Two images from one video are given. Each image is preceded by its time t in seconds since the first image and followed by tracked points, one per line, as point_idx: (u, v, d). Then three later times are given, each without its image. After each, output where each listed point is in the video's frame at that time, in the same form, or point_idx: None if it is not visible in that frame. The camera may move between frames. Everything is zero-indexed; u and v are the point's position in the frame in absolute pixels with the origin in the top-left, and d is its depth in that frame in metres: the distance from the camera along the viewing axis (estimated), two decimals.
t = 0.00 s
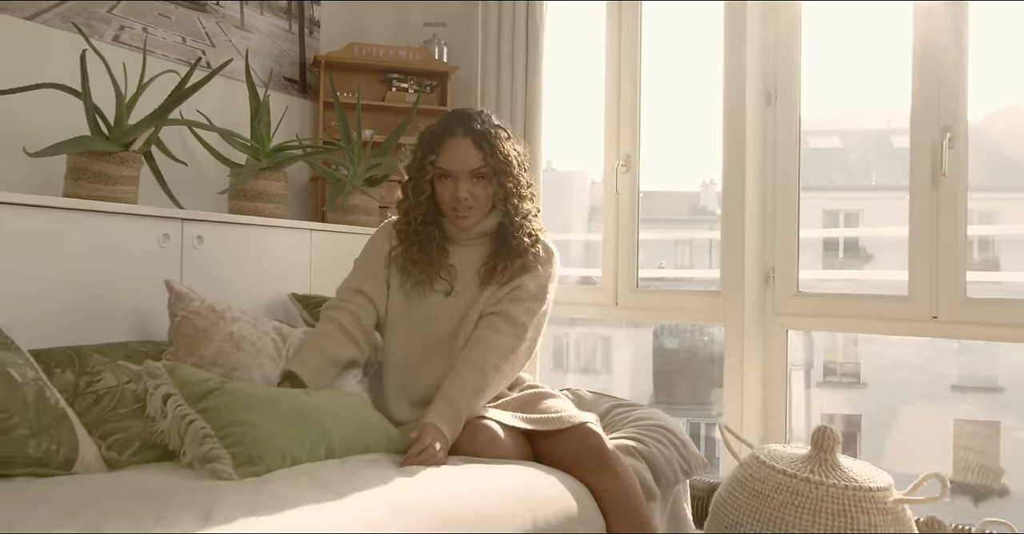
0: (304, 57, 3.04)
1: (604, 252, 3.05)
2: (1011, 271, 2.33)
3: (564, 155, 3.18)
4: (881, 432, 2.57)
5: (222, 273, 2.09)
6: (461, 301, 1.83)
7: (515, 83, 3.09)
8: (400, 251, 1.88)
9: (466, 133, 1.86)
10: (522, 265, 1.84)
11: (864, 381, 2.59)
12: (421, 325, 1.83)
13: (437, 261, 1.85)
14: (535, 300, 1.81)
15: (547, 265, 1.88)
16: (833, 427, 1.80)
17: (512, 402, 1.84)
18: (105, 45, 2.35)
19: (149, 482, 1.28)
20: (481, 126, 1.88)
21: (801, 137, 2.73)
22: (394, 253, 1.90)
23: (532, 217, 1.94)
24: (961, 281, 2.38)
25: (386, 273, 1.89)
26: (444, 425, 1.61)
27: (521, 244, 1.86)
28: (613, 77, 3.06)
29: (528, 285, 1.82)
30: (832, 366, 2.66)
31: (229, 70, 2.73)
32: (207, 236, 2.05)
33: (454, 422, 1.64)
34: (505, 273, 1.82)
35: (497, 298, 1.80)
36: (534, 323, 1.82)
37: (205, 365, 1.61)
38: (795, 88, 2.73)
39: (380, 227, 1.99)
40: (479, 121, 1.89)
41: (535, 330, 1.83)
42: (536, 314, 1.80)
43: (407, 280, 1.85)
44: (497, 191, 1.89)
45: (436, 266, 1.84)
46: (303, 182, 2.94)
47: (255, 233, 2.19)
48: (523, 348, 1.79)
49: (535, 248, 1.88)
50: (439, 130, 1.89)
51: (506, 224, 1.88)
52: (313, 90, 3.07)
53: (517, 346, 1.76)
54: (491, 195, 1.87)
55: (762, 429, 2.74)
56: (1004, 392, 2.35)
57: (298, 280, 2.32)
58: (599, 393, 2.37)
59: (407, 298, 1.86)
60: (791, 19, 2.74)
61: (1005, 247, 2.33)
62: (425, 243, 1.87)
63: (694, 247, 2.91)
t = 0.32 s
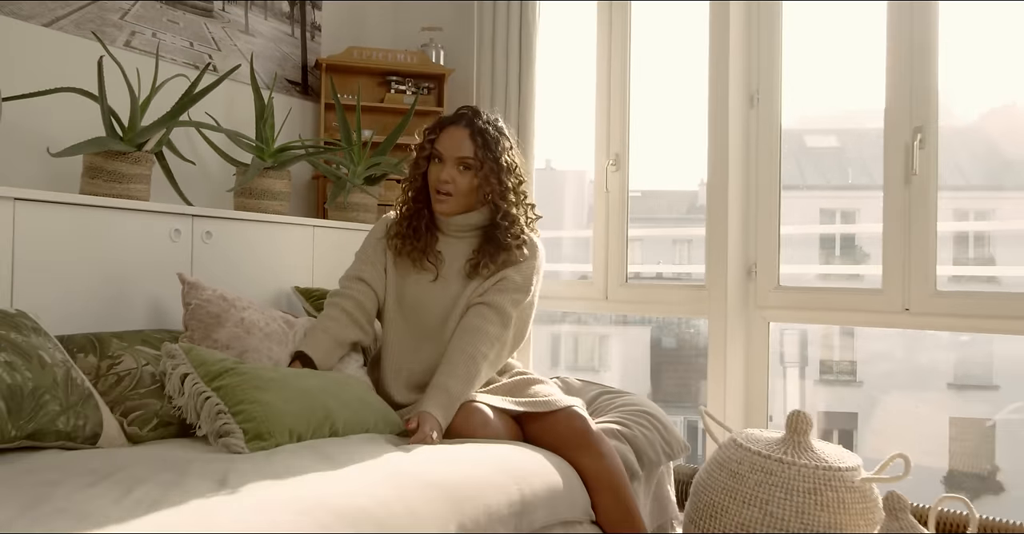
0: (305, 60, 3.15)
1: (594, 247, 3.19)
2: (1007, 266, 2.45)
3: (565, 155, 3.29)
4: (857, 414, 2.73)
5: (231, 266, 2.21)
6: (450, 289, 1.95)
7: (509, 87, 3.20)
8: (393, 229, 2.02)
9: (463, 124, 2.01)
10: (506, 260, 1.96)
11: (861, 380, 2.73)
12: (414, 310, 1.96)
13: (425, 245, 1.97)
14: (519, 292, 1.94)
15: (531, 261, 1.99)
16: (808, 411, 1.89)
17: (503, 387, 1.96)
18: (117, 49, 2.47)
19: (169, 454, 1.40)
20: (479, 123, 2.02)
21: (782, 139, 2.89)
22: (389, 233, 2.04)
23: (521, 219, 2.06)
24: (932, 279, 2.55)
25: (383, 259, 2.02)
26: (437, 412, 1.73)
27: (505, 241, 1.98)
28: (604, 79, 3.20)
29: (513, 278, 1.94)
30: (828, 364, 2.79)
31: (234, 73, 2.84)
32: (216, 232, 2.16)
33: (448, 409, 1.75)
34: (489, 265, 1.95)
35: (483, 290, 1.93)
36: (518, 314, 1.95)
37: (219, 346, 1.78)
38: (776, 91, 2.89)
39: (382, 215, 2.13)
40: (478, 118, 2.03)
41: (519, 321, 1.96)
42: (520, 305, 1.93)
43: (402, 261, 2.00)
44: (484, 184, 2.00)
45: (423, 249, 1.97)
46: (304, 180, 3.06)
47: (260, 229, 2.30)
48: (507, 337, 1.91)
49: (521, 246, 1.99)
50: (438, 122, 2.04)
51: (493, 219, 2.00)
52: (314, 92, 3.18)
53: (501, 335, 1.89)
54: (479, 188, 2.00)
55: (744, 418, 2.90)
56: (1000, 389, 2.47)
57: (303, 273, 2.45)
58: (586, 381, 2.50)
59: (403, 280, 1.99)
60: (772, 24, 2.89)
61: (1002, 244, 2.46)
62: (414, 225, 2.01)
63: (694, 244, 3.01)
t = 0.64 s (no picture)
0: (308, 65, 3.26)
1: (587, 243, 3.31)
2: (1002, 263, 2.53)
3: (563, 155, 3.41)
4: (837, 401, 2.86)
5: (239, 263, 2.32)
6: (438, 283, 2.07)
7: (505, 91, 3.30)
8: (391, 224, 2.16)
9: (473, 126, 2.15)
10: (492, 255, 2.08)
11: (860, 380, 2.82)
12: (405, 303, 2.09)
13: (418, 241, 2.10)
14: (504, 287, 2.05)
15: (516, 259, 2.11)
16: (786, 400, 2.00)
17: (496, 377, 2.07)
18: (128, 56, 2.58)
19: (186, 435, 1.51)
20: (487, 126, 2.17)
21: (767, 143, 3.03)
22: (386, 227, 2.17)
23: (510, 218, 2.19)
24: (908, 276, 2.68)
25: (381, 252, 2.15)
26: (433, 404, 1.83)
27: (493, 238, 2.10)
28: (597, 83, 3.32)
29: (499, 274, 2.05)
30: (824, 363, 2.89)
31: (239, 78, 2.95)
32: (225, 230, 2.28)
33: (443, 402, 1.86)
34: (476, 260, 2.06)
35: (470, 285, 2.04)
36: (504, 308, 2.06)
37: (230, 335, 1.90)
38: (761, 95, 3.03)
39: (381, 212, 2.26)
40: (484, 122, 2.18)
41: (505, 316, 2.07)
42: (505, 299, 2.05)
43: (396, 255, 2.13)
44: (487, 183, 2.15)
45: (417, 244, 2.10)
46: (307, 181, 3.17)
47: (266, 228, 2.41)
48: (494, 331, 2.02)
49: (507, 243, 2.11)
50: (446, 122, 2.17)
51: (484, 217, 2.13)
52: (316, 95, 3.29)
53: (489, 328, 2.00)
54: (482, 186, 2.15)
55: (730, 405, 3.05)
56: (994, 387, 2.55)
57: (306, 270, 2.56)
58: (578, 373, 2.61)
59: (397, 275, 2.12)
60: (756, 27, 3.04)
61: (997, 241, 2.54)
62: (411, 221, 2.14)
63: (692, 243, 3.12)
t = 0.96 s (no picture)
0: (317, 69, 3.37)
1: (587, 241, 3.43)
2: (997, 260, 2.62)
3: (562, 155, 3.54)
4: (827, 391, 2.98)
5: (256, 259, 2.44)
6: (443, 278, 2.19)
7: (507, 93, 3.42)
8: (400, 222, 2.28)
9: (477, 124, 2.29)
10: (495, 251, 2.19)
11: (861, 380, 2.91)
12: (413, 297, 2.20)
13: (426, 238, 2.22)
14: (506, 283, 2.15)
15: (517, 254, 2.22)
16: (777, 391, 2.11)
17: (502, 367, 2.18)
18: (148, 61, 2.69)
19: (214, 419, 1.62)
20: (489, 125, 2.30)
21: (759, 146, 3.16)
22: (395, 226, 2.30)
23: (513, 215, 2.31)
24: (893, 272, 2.81)
25: (391, 248, 2.28)
26: (442, 393, 1.95)
27: (497, 233, 2.21)
28: (597, 87, 3.44)
29: (501, 270, 2.16)
30: (823, 362, 2.99)
31: (252, 82, 3.06)
32: (243, 228, 2.39)
33: (451, 392, 1.97)
34: (480, 255, 2.18)
35: (474, 281, 2.15)
36: (507, 302, 2.17)
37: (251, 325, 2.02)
38: (754, 99, 3.16)
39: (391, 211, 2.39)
40: (485, 121, 2.32)
41: (508, 309, 2.18)
42: (508, 295, 2.15)
43: (405, 251, 2.24)
44: (493, 178, 2.29)
45: (425, 241, 2.22)
46: (316, 182, 3.28)
47: (281, 226, 2.53)
48: (498, 324, 2.13)
49: (509, 239, 2.23)
50: (453, 121, 2.30)
51: (488, 213, 2.25)
52: (326, 98, 3.41)
53: (493, 321, 2.10)
54: (488, 180, 2.28)
55: (724, 395, 3.17)
56: (990, 386, 2.64)
57: (319, 267, 2.67)
58: (579, 365, 2.73)
59: (405, 271, 2.24)
60: (748, 29, 3.18)
61: (994, 239, 2.63)
62: (419, 218, 2.26)
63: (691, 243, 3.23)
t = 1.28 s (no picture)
0: (327, 72, 3.48)
1: (588, 239, 3.55)
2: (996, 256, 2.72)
3: (561, 155, 3.65)
4: (818, 383, 3.10)
5: (272, 255, 2.55)
6: (453, 273, 2.30)
7: (511, 96, 3.53)
8: (408, 218, 2.38)
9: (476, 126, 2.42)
10: (502, 248, 2.31)
11: (854, 375, 3.02)
12: (422, 290, 2.31)
13: (434, 234, 2.32)
14: (514, 279, 2.27)
15: (524, 252, 2.34)
16: (770, 381, 2.22)
17: (508, 358, 2.29)
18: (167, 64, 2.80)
19: (240, 403, 1.73)
20: (489, 126, 2.43)
21: (754, 147, 3.27)
22: (403, 221, 2.40)
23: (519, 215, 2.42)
24: (882, 268, 2.93)
25: (401, 241, 2.39)
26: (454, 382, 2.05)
27: (504, 232, 2.33)
28: (597, 89, 3.55)
29: (509, 266, 2.28)
30: (821, 361, 3.09)
31: (265, 85, 3.18)
32: (259, 226, 2.50)
33: (461, 381, 2.07)
34: (488, 252, 2.29)
35: (483, 277, 2.26)
36: (514, 297, 2.29)
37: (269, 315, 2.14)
38: (749, 101, 3.27)
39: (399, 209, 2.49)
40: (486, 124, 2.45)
41: (514, 303, 2.31)
42: (515, 290, 2.27)
43: (414, 245, 2.36)
44: (493, 175, 2.39)
45: (433, 235, 2.32)
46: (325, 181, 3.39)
47: (295, 224, 2.64)
48: (505, 317, 2.24)
49: (516, 237, 2.34)
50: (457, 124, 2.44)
51: (494, 212, 2.36)
52: (335, 100, 3.52)
53: (501, 315, 2.22)
54: (484, 176, 2.38)
55: (720, 385, 3.29)
56: (987, 385, 2.72)
57: (330, 262, 2.79)
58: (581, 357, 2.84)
59: (415, 265, 2.35)
60: (744, 33, 3.29)
61: (989, 236, 2.73)
62: (424, 214, 2.36)
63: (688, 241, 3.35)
